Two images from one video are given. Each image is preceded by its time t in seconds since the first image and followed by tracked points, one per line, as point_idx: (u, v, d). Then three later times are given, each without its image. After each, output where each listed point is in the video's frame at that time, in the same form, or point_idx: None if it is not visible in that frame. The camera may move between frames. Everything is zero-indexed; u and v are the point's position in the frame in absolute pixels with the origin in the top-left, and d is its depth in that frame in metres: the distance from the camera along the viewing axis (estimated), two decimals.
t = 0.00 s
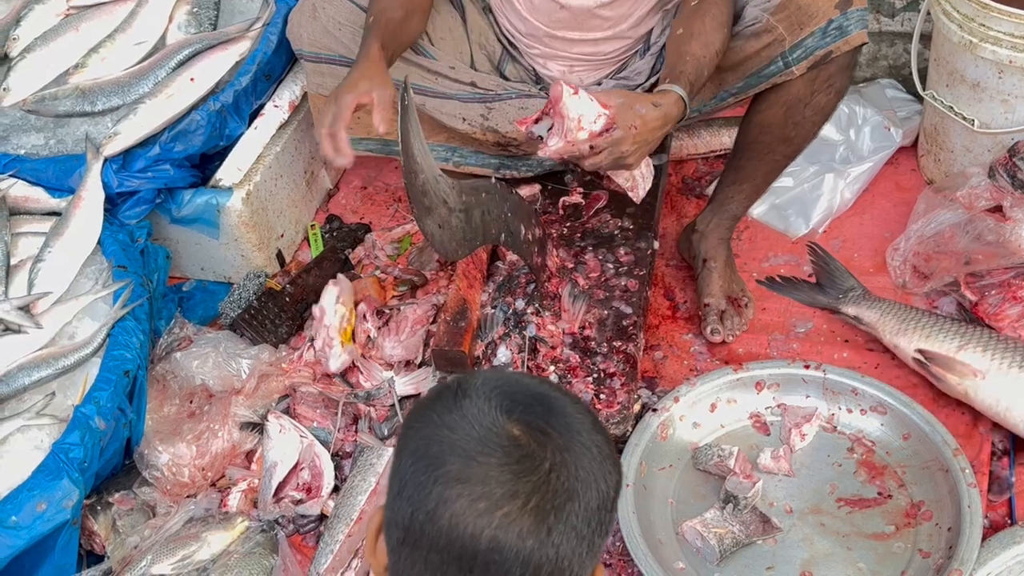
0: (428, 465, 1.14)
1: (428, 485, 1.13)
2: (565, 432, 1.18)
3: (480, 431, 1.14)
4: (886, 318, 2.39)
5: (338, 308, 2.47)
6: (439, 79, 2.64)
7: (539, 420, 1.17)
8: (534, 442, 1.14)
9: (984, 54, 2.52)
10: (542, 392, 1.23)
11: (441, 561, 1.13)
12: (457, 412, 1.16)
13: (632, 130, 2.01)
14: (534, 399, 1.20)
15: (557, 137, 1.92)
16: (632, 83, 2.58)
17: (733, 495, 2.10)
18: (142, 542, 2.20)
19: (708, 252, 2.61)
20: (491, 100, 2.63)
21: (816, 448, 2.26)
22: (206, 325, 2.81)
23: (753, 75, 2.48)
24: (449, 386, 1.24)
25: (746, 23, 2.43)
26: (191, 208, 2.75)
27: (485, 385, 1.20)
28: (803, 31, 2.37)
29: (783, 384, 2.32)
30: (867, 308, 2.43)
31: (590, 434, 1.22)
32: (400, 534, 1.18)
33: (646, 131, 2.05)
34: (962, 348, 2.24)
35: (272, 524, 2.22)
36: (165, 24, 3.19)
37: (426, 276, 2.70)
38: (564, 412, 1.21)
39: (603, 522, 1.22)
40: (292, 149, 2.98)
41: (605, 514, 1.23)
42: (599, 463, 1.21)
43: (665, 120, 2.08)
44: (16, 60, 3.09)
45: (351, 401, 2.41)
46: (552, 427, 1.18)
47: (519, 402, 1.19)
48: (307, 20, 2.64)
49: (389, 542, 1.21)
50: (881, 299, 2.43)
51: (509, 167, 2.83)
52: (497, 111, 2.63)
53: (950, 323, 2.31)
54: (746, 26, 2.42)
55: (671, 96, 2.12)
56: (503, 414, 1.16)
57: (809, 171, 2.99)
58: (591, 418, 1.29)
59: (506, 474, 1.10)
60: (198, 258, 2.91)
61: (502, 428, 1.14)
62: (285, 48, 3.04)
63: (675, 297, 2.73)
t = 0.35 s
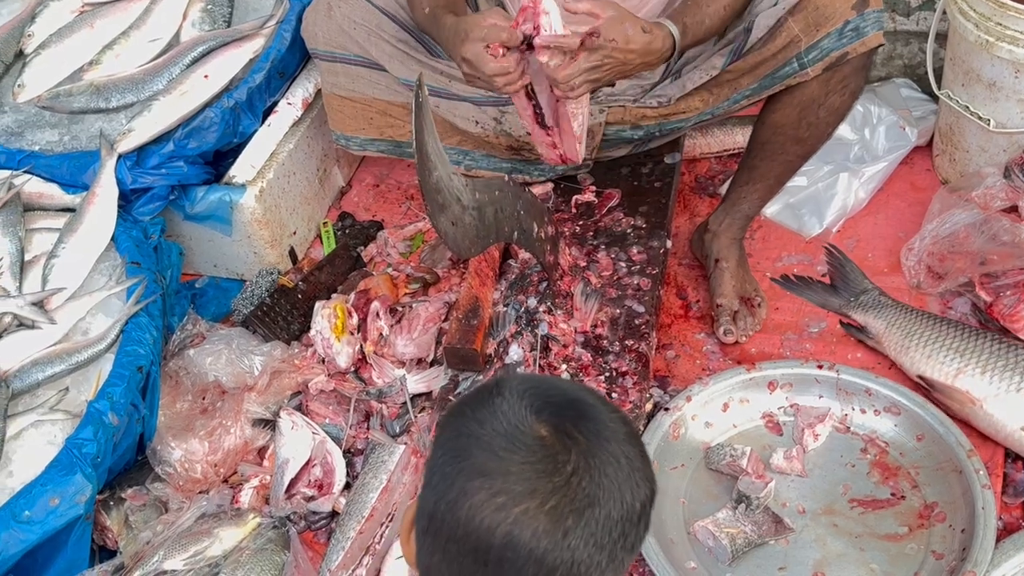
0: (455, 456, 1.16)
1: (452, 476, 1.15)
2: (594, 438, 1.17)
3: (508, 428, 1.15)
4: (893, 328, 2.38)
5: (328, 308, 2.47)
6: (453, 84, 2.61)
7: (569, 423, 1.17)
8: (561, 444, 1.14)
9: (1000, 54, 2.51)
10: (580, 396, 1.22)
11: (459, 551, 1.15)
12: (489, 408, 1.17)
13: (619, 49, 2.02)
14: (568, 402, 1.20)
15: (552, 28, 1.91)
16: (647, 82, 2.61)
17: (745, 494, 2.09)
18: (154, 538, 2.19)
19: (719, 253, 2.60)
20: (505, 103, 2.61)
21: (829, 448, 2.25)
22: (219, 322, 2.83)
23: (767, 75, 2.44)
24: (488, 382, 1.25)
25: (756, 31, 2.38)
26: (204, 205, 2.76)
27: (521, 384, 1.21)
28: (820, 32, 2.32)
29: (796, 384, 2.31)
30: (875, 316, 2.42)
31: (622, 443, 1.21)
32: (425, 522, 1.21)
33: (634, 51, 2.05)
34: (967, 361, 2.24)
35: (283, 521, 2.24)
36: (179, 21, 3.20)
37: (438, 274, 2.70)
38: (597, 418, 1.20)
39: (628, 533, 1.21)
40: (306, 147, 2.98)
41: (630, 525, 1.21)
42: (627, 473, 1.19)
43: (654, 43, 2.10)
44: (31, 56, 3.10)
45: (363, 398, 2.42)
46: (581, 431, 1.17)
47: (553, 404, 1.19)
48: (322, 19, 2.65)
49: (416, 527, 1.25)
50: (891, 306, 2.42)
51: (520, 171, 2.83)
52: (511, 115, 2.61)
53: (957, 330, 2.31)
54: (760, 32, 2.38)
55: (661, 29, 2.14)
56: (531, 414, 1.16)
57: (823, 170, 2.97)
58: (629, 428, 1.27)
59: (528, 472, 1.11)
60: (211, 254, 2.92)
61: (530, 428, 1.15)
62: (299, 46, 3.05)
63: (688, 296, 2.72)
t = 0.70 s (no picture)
0: (464, 456, 1.17)
1: (461, 475, 1.16)
2: (602, 442, 1.17)
3: (518, 429, 1.15)
4: (902, 332, 2.38)
5: (336, 310, 2.51)
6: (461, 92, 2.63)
7: (579, 426, 1.17)
8: (570, 447, 1.14)
9: (1012, 57, 2.49)
10: (591, 403, 1.22)
11: (465, 550, 1.16)
12: (500, 410, 1.18)
13: (587, 139, 1.90)
14: (579, 407, 1.20)
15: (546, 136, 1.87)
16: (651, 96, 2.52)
17: (753, 498, 2.09)
18: (161, 537, 2.20)
19: (725, 257, 2.60)
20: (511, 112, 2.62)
21: (837, 453, 2.24)
22: (227, 322, 2.83)
23: (767, 84, 2.41)
24: (502, 387, 1.26)
25: (757, 42, 2.31)
26: (213, 205, 2.76)
27: (533, 388, 1.22)
28: (817, 38, 2.29)
29: (804, 388, 2.30)
30: (884, 319, 2.41)
31: (631, 449, 1.20)
32: (433, 521, 1.22)
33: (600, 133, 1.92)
34: (977, 365, 2.23)
35: (290, 521, 2.23)
36: (190, 21, 3.21)
37: (445, 275, 2.68)
38: (607, 423, 1.20)
39: (634, 540, 1.20)
40: (315, 147, 2.98)
41: (637, 532, 1.20)
42: (635, 480, 1.19)
43: (618, 125, 1.99)
44: (41, 56, 3.10)
45: (370, 399, 2.42)
46: (591, 435, 1.17)
47: (563, 408, 1.19)
48: (332, 22, 2.65)
49: (426, 527, 1.26)
50: (900, 309, 2.41)
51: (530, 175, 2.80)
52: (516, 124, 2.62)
53: (967, 334, 2.30)
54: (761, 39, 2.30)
55: (627, 100, 2.05)
56: (540, 415, 1.16)
57: (832, 173, 2.96)
58: (640, 435, 1.26)
59: (535, 472, 1.11)
60: (220, 254, 2.93)
61: (539, 430, 1.15)
62: (308, 47, 3.05)
63: (696, 298, 2.72)
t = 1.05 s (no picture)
0: (476, 459, 1.18)
1: (472, 478, 1.16)
2: (614, 449, 1.16)
3: (529, 434, 1.15)
4: (909, 336, 2.36)
5: (340, 311, 2.48)
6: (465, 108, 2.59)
7: (590, 432, 1.17)
8: (581, 452, 1.14)
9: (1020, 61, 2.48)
10: (604, 410, 1.22)
11: (475, 553, 1.16)
12: (513, 415, 1.19)
13: (566, 204, 1.89)
14: (591, 413, 1.20)
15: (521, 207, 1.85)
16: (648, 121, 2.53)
17: (759, 502, 2.09)
18: (166, 538, 2.20)
19: (726, 265, 2.59)
20: (512, 134, 2.59)
21: (843, 457, 2.23)
22: (233, 322, 2.84)
23: (754, 106, 2.35)
24: (515, 393, 1.27)
25: (742, 61, 2.32)
26: (220, 206, 2.76)
27: (546, 394, 1.22)
28: (798, 58, 2.23)
29: (810, 392, 2.29)
30: (892, 323, 2.40)
31: (643, 456, 1.19)
32: (444, 524, 1.22)
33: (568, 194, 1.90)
34: (984, 370, 2.22)
35: (294, 522, 2.23)
36: (197, 22, 3.21)
37: (452, 277, 2.69)
38: (619, 430, 1.19)
39: (644, 548, 1.19)
40: (321, 148, 2.98)
41: (648, 540, 1.19)
42: (646, 487, 1.18)
43: (588, 181, 1.95)
44: (49, 56, 3.11)
45: (376, 400, 2.42)
46: (602, 441, 1.16)
47: (575, 413, 1.19)
48: (341, 29, 2.63)
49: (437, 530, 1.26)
50: (908, 314, 2.40)
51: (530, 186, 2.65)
52: (517, 146, 2.60)
53: (974, 339, 2.29)
54: (744, 62, 2.32)
55: (594, 150, 1.98)
56: (551, 420, 1.16)
57: (840, 176, 2.95)
58: (651, 443, 1.25)
59: (545, 477, 1.11)
60: (226, 255, 2.93)
61: (550, 435, 1.15)
62: (315, 48, 3.06)
63: (702, 302, 2.71)
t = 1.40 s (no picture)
0: (485, 459, 1.18)
1: (480, 477, 1.17)
2: (621, 451, 1.17)
3: (538, 435, 1.16)
4: (914, 340, 2.36)
5: (345, 311, 2.49)
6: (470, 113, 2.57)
7: (598, 434, 1.18)
8: (588, 454, 1.14)
9: None
10: (613, 415, 1.23)
11: (480, 552, 1.16)
12: (522, 417, 1.20)
13: (559, 198, 1.80)
14: (599, 417, 1.21)
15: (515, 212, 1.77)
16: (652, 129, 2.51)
17: (763, 506, 2.09)
18: (170, 537, 2.21)
19: (730, 267, 2.58)
20: (516, 144, 2.58)
21: (848, 461, 2.23)
22: (239, 322, 2.85)
23: (750, 117, 2.33)
24: (526, 397, 1.28)
25: (735, 72, 2.29)
26: (226, 206, 2.77)
27: (555, 397, 1.23)
28: (791, 69, 2.21)
29: (815, 395, 2.29)
30: (897, 327, 2.40)
31: (650, 460, 1.20)
32: (450, 524, 1.22)
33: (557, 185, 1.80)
34: (990, 375, 2.22)
35: (299, 522, 2.23)
36: (204, 22, 3.22)
37: (457, 277, 2.67)
38: (626, 434, 1.20)
39: (650, 553, 1.18)
40: (327, 149, 2.98)
41: (654, 545, 1.18)
42: (652, 490, 1.18)
43: (575, 170, 1.86)
44: (56, 56, 3.12)
45: (380, 401, 2.43)
46: (610, 443, 1.17)
47: (584, 416, 1.20)
48: (348, 33, 2.63)
49: (444, 530, 1.26)
50: (913, 318, 2.40)
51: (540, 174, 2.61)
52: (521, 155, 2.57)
53: (980, 343, 2.28)
54: (738, 74, 2.29)
55: (576, 137, 1.89)
56: (558, 421, 1.17)
57: (846, 179, 2.94)
58: (659, 449, 1.25)
59: (552, 476, 1.12)
60: (232, 254, 2.93)
61: (559, 436, 1.16)
62: (322, 48, 3.07)
63: (707, 304, 2.71)
